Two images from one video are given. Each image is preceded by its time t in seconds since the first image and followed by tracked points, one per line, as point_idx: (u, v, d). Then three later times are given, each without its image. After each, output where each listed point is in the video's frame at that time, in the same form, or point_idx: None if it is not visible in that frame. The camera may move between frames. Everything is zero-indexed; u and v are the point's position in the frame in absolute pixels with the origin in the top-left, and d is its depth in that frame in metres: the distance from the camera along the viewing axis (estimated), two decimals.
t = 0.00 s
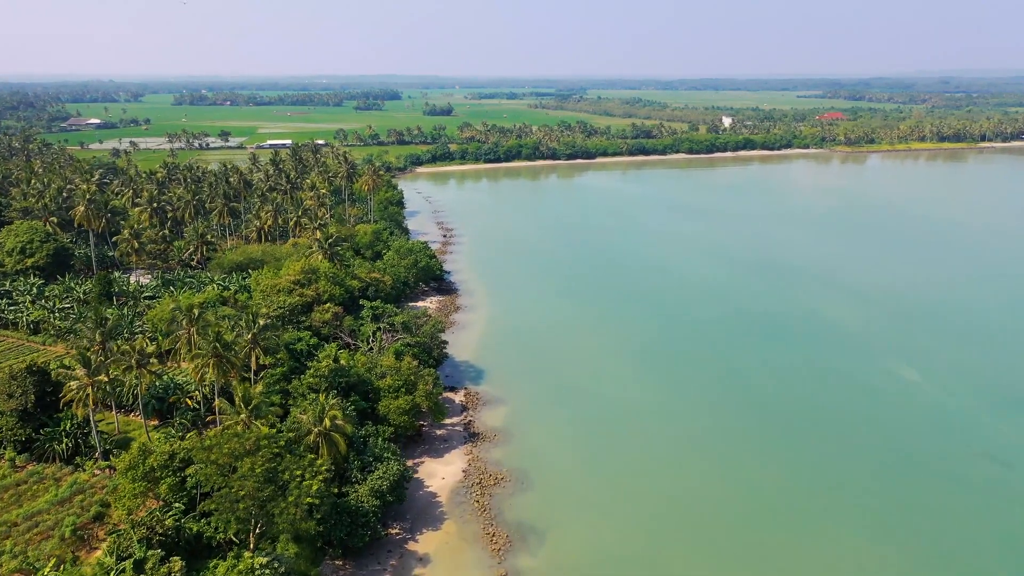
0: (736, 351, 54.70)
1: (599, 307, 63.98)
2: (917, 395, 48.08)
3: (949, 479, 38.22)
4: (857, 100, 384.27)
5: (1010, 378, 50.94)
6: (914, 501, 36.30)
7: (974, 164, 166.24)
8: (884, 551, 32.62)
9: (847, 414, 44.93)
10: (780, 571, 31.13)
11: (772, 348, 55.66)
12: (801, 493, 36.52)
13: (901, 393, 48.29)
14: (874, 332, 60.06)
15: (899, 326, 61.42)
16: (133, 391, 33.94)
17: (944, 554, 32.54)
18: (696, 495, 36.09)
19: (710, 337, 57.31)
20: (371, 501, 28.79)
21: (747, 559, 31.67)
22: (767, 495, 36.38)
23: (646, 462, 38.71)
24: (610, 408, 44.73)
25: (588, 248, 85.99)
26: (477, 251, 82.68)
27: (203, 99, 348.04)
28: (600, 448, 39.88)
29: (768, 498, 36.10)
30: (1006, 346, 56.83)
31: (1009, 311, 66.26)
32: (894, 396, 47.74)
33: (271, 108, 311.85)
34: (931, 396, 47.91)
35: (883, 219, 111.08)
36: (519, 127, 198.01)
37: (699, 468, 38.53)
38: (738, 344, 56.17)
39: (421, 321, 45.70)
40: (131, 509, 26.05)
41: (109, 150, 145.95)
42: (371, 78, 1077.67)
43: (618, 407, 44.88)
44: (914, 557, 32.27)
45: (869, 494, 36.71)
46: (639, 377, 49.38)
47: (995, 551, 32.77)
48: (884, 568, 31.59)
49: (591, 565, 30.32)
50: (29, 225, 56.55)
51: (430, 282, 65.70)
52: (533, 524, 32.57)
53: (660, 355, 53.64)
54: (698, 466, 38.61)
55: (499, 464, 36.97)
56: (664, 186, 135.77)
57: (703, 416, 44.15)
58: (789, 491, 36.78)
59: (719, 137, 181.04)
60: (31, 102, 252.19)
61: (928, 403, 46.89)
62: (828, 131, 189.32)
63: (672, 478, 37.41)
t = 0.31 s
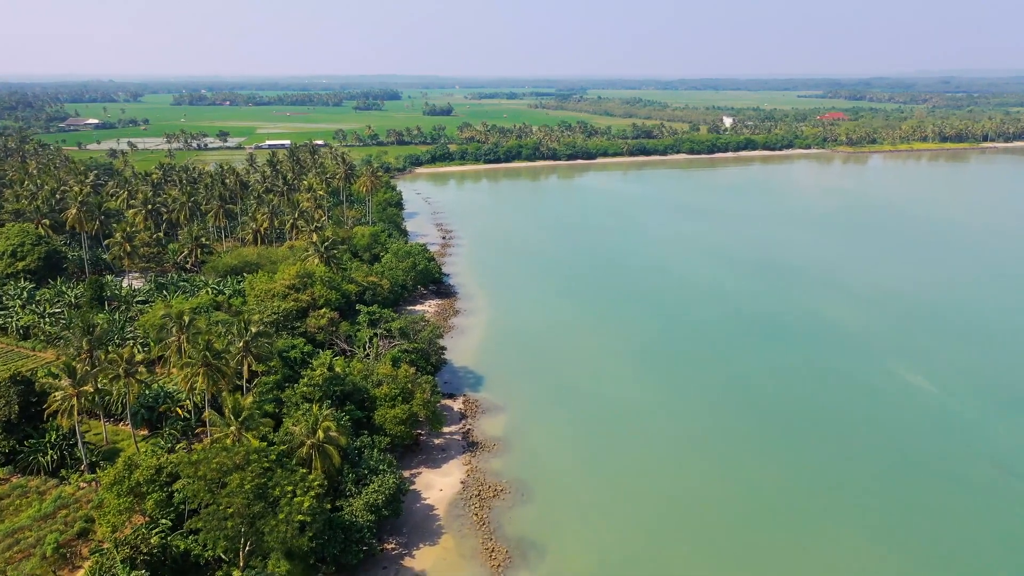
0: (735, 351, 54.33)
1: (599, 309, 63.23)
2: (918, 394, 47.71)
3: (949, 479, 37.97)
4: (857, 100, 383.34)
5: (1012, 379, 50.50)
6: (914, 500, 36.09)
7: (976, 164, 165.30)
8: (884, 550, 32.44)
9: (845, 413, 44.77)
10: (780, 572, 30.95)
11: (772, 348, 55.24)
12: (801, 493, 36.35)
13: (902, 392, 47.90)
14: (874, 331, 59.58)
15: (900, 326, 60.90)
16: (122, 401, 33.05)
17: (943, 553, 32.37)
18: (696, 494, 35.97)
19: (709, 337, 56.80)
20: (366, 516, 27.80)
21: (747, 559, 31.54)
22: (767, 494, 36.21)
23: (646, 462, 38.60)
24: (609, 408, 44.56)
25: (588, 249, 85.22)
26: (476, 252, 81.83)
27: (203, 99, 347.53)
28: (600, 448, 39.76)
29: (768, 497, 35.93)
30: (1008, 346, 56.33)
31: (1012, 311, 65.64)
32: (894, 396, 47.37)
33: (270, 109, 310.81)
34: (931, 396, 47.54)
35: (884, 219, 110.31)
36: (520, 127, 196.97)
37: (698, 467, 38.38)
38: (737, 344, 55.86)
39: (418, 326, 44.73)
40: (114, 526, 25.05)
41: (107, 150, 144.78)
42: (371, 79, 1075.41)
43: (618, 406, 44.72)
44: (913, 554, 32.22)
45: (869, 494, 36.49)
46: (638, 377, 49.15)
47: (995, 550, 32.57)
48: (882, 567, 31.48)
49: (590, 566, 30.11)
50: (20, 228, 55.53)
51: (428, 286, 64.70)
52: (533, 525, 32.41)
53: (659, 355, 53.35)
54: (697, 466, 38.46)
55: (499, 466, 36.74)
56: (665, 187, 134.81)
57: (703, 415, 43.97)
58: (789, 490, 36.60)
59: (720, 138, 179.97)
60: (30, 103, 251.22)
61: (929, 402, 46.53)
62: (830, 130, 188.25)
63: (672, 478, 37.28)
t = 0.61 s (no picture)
0: (735, 351, 54.05)
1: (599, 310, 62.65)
2: (919, 396, 47.43)
3: (949, 479, 37.91)
4: (857, 100, 382.12)
5: (1013, 379, 50.23)
6: (914, 500, 36.06)
7: (979, 164, 164.46)
8: (885, 550, 32.40)
9: (845, 414, 44.60)
10: (781, 571, 30.88)
11: (772, 348, 54.92)
12: (801, 493, 36.29)
13: (900, 392, 47.73)
14: (874, 331, 59.30)
15: (901, 326, 60.55)
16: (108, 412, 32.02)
17: (944, 552, 32.38)
18: (695, 494, 35.91)
19: (710, 338, 56.35)
20: (359, 534, 26.65)
21: (748, 558, 31.51)
22: (767, 494, 36.16)
23: (645, 462, 38.55)
24: (609, 407, 44.47)
25: (587, 250, 84.45)
26: (476, 253, 80.94)
27: (202, 99, 346.16)
28: (599, 448, 39.74)
29: (768, 498, 35.86)
30: (1009, 347, 56.07)
31: (1014, 311, 65.24)
32: (894, 396, 47.17)
33: (269, 108, 309.31)
34: (930, 396, 47.40)
35: (887, 219, 109.62)
36: (519, 127, 195.73)
37: (698, 467, 38.33)
38: (735, 343, 55.69)
39: (416, 332, 43.66)
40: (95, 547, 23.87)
41: (103, 150, 143.34)
42: (370, 78, 1073.88)
43: (618, 406, 44.65)
44: (912, 554, 32.19)
45: (870, 494, 36.42)
46: (638, 376, 49.01)
47: (995, 550, 32.58)
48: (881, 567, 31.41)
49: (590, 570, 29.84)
50: (10, 230, 54.32)
51: (427, 289, 63.59)
52: (533, 527, 32.34)
53: (659, 355, 53.08)
54: (696, 466, 38.45)
55: (498, 467, 36.55)
56: (666, 187, 133.89)
57: (703, 415, 43.87)
58: (789, 490, 36.56)
59: (721, 138, 178.88)
60: (27, 102, 249.39)
61: (928, 403, 46.40)
62: (832, 130, 187.30)
63: (672, 477, 37.27)
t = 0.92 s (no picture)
0: (735, 351, 53.75)
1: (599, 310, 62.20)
2: (920, 395, 47.13)
3: (948, 478, 37.87)
4: (858, 100, 381.10)
5: (1015, 378, 49.93)
6: (912, 500, 36.05)
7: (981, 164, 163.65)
8: (885, 551, 32.45)
9: (844, 415, 44.50)
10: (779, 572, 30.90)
11: (771, 349, 54.57)
12: (802, 494, 36.32)
13: (900, 392, 47.52)
14: (875, 332, 58.90)
15: (903, 326, 60.13)
16: (94, 423, 31.04)
17: (943, 553, 32.45)
18: (695, 494, 35.95)
19: (710, 339, 56.01)
20: (353, 552, 25.60)
21: (748, 559, 31.53)
22: (767, 495, 36.19)
23: (646, 462, 38.58)
24: (610, 407, 44.49)
25: (588, 250, 83.84)
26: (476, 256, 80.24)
27: (201, 99, 345.22)
28: (600, 448, 39.80)
29: (768, 498, 35.89)
30: (1011, 347, 55.71)
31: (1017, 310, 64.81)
32: (894, 396, 46.92)
33: (268, 108, 308.30)
34: (930, 395, 47.16)
35: (888, 220, 109.03)
36: (519, 127, 194.73)
37: (699, 468, 38.34)
38: (735, 343, 55.37)
39: (414, 338, 42.71)
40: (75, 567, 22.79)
41: (100, 150, 142.19)
42: (370, 78, 1072.20)
43: (619, 406, 44.65)
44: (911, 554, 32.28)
45: (869, 495, 36.40)
46: (638, 377, 48.96)
47: (994, 550, 32.65)
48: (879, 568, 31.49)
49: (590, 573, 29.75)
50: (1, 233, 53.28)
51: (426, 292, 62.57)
52: (534, 526, 32.32)
53: (658, 355, 52.89)
54: (697, 466, 38.47)
55: (499, 468, 36.45)
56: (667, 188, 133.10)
57: (703, 416, 43.86)
58: (790, 490, 36.57)
59: (722, 137, 178.01)
60: (25, 102, 248.15)
61: (929, 402, 46.21)
62: (833, 130, 186.41)
63: (673, 478, 37.31)
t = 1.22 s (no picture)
0: (735, 351, 53.34)
1: (597, 309, 61.69)
2: (919, 395, 46.75)
3: (948, 478, 37.65)
4: (858, 100, 379.74)
5: (1018, 377, 49.55)
6: (912, 500, 35.90)
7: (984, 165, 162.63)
8: (885, 551, 32.34)
9: (842, 413, 44.38)
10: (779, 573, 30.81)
11: (772, 349, 54.10)
12: (802, 494, 36.20)
13: (900, 391, 47.19)
14: (876, 331, 58.44)
15: (904, 326, 59.67)
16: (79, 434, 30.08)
17: (944, 553, 32.32)
18: (695, 494, 35.89)
19: (709, 339, 55.56)
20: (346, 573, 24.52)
21: (748, 559, 31.44)
22: (767, 495, 36.10)
23: (646, 461, 38.50)
24: (610, 407, 44.40)
25: (587, 250, 83.15)
26: (475, 257, 79.43)
27: (200, 100, 343.77)
28: (600, 447, 39.78)
29: (768, 498, 35.79)
30: (1014, 346, 55.28)
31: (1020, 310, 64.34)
32: (894, 396, 46.54)
33: (267, 108, 307.22)
34: (931, 395, 46.81)
35: (891, 219, 108.23)
36: (519, 127, 193.74)
37: (699, 468, 38.25)
38: (735, 343, 54.93)
39: (412, 344, 41.64)
40: None
41: (97, 151, 141.09)
42: (370, 79, 1070.02)
43: (619, 406, 44.55)
44: (911, 553, 32.25)
45: (868, 495, 36.29)
46: (638, 376, 48.78)
47: (993, 549, 32.56)
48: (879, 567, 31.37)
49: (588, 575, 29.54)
50: None
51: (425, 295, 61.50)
52: (535, 526, 32.27)
53: (658, 355, 52.59)
54: (697, 465, 38.39)
55: (498, 469, 36.30)
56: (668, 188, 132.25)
57: (703, 416, 43.68)
58: (790, 491, 36.46)
59: (723, 138, 176.98)
60: (24, 102, 247.04)
61: (930, 402, 45.87)
62: (835, 131, 185.33)
63: (673, 478, 37.23)
